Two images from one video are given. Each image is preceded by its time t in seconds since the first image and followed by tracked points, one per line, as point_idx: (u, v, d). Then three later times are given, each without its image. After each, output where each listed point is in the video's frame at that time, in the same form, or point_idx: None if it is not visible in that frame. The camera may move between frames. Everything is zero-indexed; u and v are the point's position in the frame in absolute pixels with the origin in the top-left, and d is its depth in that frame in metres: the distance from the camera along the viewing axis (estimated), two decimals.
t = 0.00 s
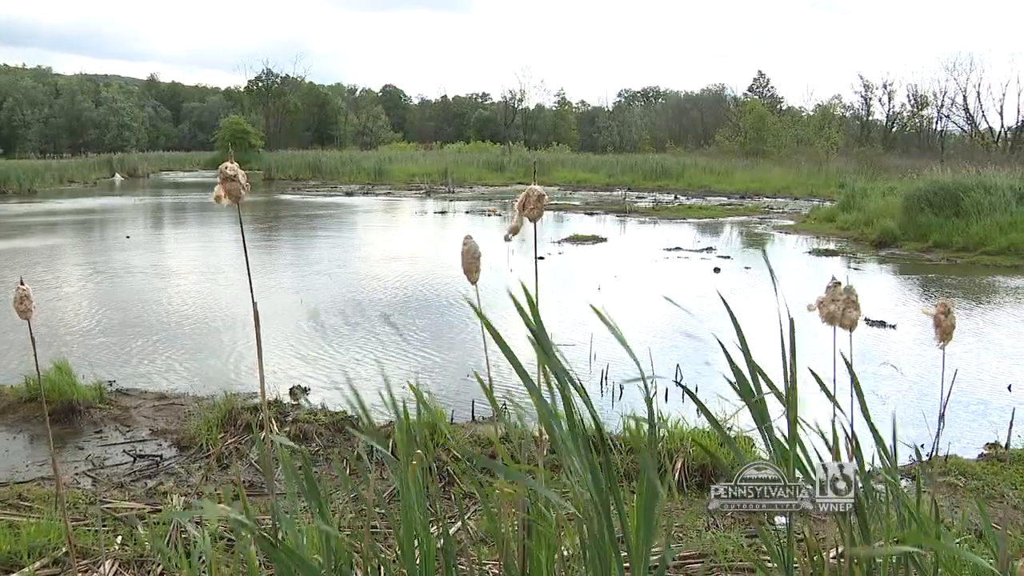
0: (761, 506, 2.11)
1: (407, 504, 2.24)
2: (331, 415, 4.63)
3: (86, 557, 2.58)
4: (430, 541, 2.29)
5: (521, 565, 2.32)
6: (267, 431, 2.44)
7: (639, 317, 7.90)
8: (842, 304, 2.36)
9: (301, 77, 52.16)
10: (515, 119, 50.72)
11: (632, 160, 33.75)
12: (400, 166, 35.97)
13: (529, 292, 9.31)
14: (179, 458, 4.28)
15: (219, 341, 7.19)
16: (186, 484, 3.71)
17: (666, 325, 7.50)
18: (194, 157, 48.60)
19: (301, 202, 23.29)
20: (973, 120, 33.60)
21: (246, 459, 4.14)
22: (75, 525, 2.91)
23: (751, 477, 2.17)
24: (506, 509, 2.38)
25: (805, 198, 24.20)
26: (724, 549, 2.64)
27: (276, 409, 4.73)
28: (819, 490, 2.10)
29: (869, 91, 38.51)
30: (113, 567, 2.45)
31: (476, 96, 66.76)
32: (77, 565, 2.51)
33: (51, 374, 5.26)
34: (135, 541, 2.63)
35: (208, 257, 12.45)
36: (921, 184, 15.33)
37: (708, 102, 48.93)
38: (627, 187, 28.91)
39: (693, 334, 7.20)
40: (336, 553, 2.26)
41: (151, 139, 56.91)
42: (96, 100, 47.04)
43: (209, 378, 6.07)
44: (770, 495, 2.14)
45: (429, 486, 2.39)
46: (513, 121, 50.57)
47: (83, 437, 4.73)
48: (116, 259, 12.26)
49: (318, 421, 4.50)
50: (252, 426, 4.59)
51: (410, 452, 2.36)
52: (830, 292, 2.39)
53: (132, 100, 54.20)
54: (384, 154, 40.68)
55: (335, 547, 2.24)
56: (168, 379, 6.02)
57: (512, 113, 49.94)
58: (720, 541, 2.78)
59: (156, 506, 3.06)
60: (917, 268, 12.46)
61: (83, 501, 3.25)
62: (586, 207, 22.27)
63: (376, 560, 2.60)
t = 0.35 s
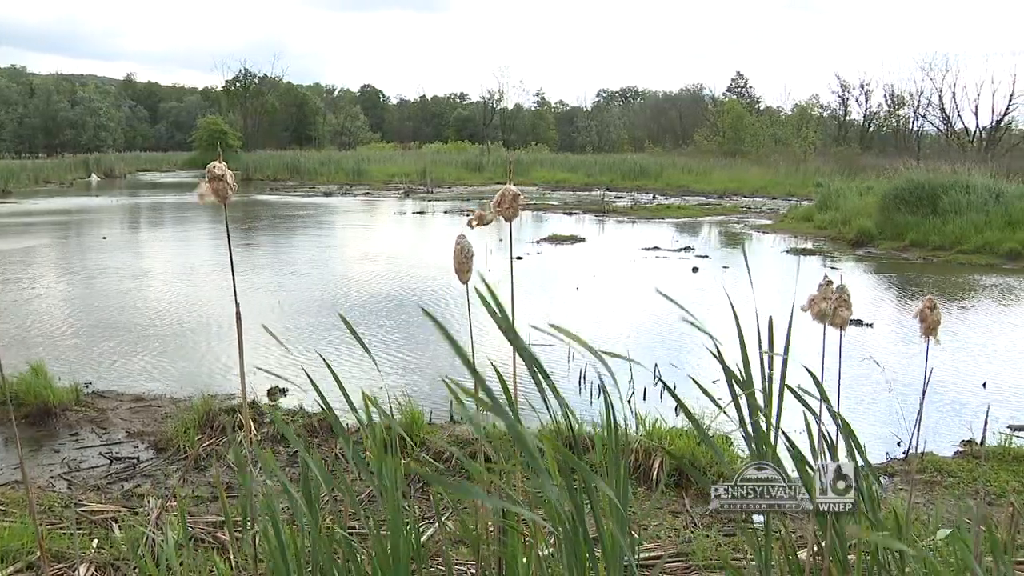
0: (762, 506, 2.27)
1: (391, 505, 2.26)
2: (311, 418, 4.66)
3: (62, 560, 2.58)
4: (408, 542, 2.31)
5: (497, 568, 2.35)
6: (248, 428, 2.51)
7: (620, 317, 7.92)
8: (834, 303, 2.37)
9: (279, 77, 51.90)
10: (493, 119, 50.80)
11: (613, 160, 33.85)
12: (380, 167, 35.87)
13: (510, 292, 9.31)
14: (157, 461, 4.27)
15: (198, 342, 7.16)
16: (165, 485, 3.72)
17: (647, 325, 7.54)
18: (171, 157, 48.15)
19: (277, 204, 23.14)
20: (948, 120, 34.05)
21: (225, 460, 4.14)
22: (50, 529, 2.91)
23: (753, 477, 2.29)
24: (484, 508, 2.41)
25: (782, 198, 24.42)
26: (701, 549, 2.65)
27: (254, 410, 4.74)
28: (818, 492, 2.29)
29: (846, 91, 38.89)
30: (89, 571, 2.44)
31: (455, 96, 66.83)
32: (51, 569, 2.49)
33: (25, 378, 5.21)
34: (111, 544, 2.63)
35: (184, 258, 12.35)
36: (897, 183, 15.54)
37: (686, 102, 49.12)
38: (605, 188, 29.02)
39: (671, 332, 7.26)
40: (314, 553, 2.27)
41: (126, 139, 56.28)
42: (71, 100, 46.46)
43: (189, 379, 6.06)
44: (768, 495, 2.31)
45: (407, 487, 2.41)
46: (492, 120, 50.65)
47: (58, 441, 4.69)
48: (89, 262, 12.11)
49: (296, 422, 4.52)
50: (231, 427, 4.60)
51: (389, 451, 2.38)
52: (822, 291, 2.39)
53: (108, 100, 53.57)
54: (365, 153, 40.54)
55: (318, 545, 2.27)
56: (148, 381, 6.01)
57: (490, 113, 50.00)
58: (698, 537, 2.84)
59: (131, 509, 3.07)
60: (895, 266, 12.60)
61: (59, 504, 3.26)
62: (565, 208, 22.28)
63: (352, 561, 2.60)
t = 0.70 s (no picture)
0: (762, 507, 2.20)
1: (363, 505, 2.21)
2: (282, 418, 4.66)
3: (30, 565, 2.57)
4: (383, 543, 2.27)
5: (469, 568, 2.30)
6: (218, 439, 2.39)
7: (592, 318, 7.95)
8: (790, 301, 2.41)
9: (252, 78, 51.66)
10: (467, 119, 51.01)
11: (587, 160, 34.06)
12: (352, 167, 36.06)
13: (479, 294, 9.30)
14: (127, 463, 4.26)
15: (168, 344, 7.13)
16: (136, 489, 3.73)
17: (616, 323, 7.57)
18: (143, 158, 47.70)
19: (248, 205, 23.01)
20: (914, 121, 34.73)
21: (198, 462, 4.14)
22: (20, 534, 2.90)
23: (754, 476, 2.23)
24: (455, 507, 2.36)
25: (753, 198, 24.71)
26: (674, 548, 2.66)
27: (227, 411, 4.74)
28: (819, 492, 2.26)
29: (817, 92, 39.35)
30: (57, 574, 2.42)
31: (428, 97, 67.10)
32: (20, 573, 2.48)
33: None
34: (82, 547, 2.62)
35: (153, 260, 12.28)
36: (869, 182, 15.75)
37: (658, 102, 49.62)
38: (578, 188, 29.19)
39: (647, 332, 7.31)
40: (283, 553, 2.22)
41: (96, 140, 55.66)
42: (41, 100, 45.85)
43: (163, 380, 6.05)
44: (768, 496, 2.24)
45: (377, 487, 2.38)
46: (465, 120, 50.87)
47: (26, 444, 4.64)
48: (55, 264, 11.96)
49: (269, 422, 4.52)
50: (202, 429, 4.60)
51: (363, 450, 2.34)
52: (779, 290, 2.42)
53: (78, 100, 52.90)
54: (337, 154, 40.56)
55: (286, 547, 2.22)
56: (123, 382, 5.98)
57: (462, 113, 50.18)
58: (673, 539, 2.86)
59: (102, 512, 3.09)
60: (866, 264, 12.74)
61: (28, 508, 3.25)
62: (538, 208, 22.34)
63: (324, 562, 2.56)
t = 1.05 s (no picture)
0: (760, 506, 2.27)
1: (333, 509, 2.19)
2: (248, 419, 4.67)
3: None
4: (349, 543, 2.27)
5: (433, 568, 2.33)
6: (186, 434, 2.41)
7: (562, 317, 7.98)
8: (757, 300, 2.41)
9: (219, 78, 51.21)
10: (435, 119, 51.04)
11: (557, 159, 34.26)
12: (319, 167, 36.04)
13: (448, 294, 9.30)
14: (92, 467, 4.24)
15: (134, 347, 7.08)
16: (99, 493, 3.75)
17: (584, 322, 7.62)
18: (109, 159, 47.03)
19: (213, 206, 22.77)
20: (879, 121, 35.14)
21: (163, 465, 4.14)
22: None
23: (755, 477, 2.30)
24: (420, 507, 2.37)
25: (720, 198, 24.93)
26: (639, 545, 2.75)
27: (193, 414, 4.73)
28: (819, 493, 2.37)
29: (783, 92, 39.82)
30: None
31: (396, 98, 67.16)
32: None
33: None
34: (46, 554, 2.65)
35: (112, 262, 12.12)
36: (835, 180, 15.90)
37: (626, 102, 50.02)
38: (546, 188, 29.28)
39: (616, 332, 7.37)
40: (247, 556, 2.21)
41: (60, 141, 54.73)
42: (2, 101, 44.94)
43: (130, 382, 6.04)
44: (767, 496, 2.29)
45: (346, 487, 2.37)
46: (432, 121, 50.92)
47: None
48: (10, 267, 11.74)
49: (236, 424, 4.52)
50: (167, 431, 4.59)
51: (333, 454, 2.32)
52: (744, 290, 2.43)
53: (41, 99, 51.97)
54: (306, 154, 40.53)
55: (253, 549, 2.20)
56: (89, 385, 5.95)
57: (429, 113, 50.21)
58: (640, 537, 2.92)
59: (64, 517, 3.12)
60: (831, 263, 12.88)
61: None
62: (505, 207, 22.35)
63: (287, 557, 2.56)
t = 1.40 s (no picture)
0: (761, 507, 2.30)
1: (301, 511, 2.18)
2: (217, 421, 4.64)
3: None
4: (314, 545, 2.25)
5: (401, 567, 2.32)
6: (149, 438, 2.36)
7: (534, 316, 8.04)
8: (722, 299, 2.42)
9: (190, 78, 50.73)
10: (405, 120, 51.02)
11: (529, 159, 34.40)
12: (290, 167, 35.92)
13: (422, 294, 9.31)
14: (58, 471, 4.22)
15: (100, 349, 7.03)
16: (62, 498, 3.75)
17: (557, 322, 7.68)
18: (77, 159, 46.36)
19: (179, 207, 22.51)
20: (846, 121, 35.61)
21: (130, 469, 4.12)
22: None
23: (750, 476, 2.32)
24: (388, 507, 2.36)
25: (690, 198, 25.12)
26: (612, 543, 2.81)
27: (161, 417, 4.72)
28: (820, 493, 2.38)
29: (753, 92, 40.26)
30: None
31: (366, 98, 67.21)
32: None
33: None
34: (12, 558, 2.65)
35: (72, 263, 11.98)
36: (805, 180, 16.05)
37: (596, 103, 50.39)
38: (516, 188, 29.37)
39: (587, 330, 7.43)
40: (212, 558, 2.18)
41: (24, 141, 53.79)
42: None
43: (98, 385, 5.99)
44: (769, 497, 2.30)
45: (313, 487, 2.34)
46: (402, 121, 50.91)
47: None
48: None
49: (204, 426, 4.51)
50: (135, 434, 4.57)
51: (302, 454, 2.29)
52: (710, 288, 2.44)
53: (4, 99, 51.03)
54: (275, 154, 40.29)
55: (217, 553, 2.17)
56: (56, 388, 5.90)
57: (400, 113, 50.23)
58: (609, 535, 2.96)
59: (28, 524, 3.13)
60: (799, 262, 12.97)
61: None
62: (476, 207, 22.33)
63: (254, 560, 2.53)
